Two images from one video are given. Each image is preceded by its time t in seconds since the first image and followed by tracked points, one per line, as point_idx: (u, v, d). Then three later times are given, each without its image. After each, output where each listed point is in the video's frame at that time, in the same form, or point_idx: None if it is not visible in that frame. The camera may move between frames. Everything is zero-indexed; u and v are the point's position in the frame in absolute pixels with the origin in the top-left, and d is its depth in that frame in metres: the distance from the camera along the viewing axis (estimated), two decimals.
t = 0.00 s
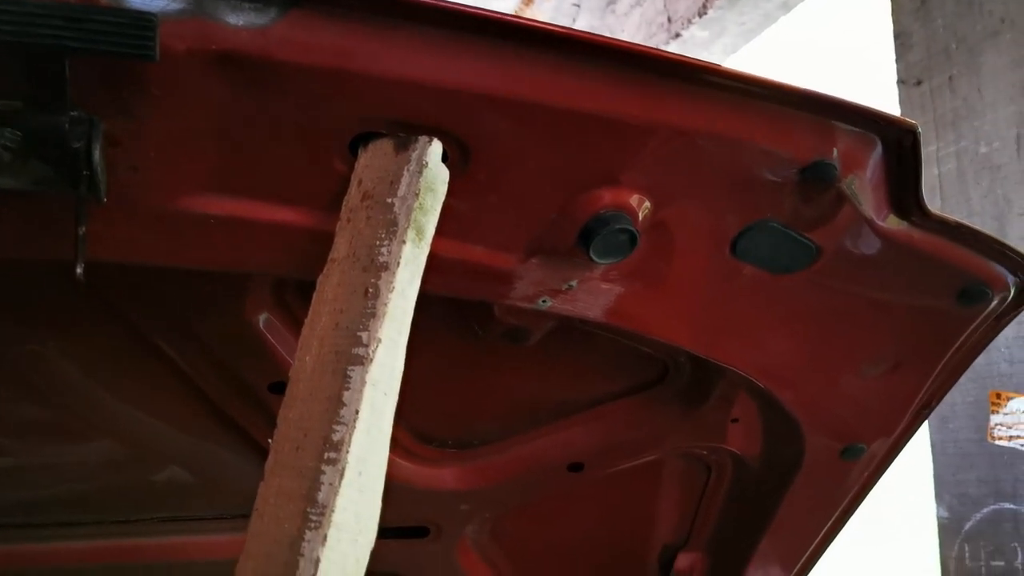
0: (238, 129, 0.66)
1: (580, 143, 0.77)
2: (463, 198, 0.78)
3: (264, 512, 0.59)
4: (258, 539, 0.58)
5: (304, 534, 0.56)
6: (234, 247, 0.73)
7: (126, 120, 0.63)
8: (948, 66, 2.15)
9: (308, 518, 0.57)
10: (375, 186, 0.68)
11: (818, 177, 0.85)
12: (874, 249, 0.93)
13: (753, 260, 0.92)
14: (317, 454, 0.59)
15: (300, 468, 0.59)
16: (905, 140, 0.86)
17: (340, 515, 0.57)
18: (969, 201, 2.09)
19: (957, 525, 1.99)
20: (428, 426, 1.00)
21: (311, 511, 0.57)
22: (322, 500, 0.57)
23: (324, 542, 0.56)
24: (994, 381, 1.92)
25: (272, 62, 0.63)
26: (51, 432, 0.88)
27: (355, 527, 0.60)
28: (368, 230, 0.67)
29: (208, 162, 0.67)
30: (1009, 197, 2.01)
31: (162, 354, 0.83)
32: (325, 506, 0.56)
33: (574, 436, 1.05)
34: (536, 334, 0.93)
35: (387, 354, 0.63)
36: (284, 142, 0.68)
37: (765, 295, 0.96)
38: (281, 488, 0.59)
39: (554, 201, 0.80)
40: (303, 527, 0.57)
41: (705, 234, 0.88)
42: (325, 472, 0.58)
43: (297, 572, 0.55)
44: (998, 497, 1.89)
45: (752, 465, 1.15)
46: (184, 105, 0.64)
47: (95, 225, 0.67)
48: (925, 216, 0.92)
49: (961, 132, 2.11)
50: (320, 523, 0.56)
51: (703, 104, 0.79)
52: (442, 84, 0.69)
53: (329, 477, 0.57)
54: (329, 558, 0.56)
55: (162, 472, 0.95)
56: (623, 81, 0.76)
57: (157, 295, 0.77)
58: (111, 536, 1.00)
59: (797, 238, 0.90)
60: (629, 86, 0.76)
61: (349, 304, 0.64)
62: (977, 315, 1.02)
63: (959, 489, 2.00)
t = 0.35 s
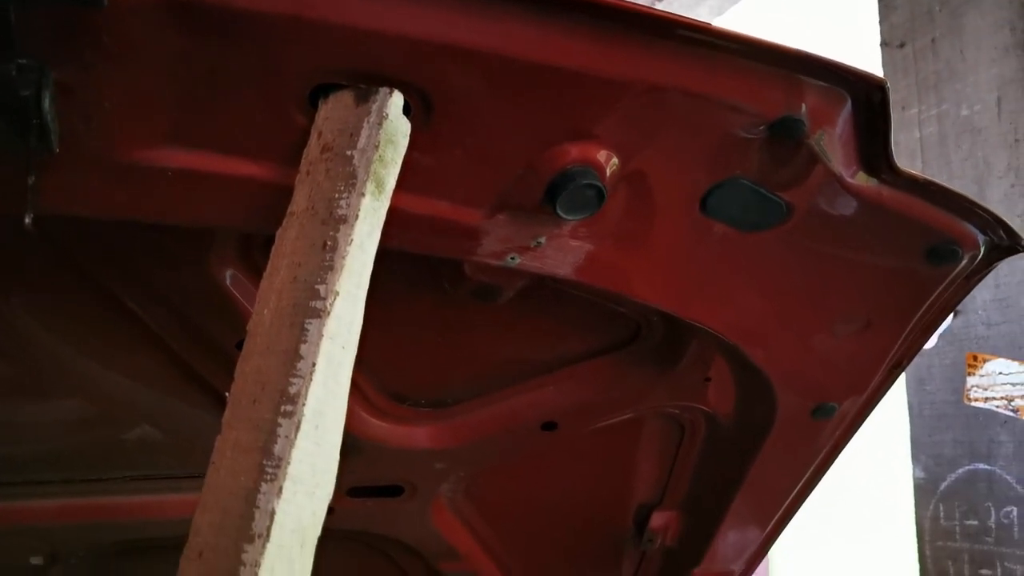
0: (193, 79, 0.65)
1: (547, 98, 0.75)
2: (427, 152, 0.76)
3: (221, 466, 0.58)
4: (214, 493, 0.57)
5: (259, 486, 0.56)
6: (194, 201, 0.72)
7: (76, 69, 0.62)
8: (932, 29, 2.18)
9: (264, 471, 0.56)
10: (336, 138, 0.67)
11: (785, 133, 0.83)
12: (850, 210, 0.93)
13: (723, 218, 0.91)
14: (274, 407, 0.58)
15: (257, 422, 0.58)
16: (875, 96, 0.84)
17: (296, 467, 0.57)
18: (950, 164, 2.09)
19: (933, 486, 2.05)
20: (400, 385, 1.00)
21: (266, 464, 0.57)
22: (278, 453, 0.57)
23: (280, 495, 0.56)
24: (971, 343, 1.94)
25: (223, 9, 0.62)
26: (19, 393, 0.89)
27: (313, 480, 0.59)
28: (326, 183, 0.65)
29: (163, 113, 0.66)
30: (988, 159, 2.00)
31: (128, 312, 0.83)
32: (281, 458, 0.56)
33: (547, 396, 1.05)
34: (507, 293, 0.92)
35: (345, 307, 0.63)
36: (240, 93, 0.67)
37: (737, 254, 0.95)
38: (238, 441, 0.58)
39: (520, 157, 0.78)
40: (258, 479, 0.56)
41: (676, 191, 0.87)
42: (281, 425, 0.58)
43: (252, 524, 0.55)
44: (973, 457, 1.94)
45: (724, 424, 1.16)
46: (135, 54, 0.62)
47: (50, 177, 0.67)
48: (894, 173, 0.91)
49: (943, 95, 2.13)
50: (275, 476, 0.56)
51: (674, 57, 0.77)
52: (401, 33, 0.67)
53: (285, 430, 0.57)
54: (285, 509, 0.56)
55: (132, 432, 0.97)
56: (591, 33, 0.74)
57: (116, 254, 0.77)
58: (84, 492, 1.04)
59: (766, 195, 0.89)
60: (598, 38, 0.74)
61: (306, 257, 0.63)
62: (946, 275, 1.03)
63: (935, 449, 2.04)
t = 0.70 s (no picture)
0: (167, 27, 0.64)
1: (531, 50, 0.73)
2: (408, 105, 0.74)
3: (194, 413, 0.58)
4: (186, 440, 0.57)
5: (232, 433, 0.56)
6: (171, 150, 0.72)
7: (48, 14, 0.61)
8: None
9: (236, 418, 0.56)
10: (313, 87, 0.65)
11: (771, 89, 0.81)
12: (841, 169, 0.92)
13: (706, 175, 0.89)
14: (247, 356, 0.58)
15: (230, 370, 0.58)
16: (861, 52, 0.83)
17: (269, 415, 0.57)
18: (944, 130, 2.04)
19: (919, 451, 2.01)
20: (385, 342, 1.00)
21: (239, 411, 0.56)
22: (251, 400, 0.57)
23: (253, 441, 0.56)
24: (960, 310, 1.91)
25: None
26: None
27: (285, 428, 0.59)
28: (303, 132, 0.64)
29: (138, 61, 0.65)
30: (983, 126, 1.93)
31: (105, 262, 0.83)
32: (254, 405, 0.56)
33: (533, 355, 1.05)
34: (491, 251, 0.92)
35: (320, 257, 0.62)
36: (216, 41, 0.65)
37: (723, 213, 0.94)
38: (211, 389, 0.58)
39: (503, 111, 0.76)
40: (232, 426, 0.56)
41: (663, 149, 0.85)
42: (254, 373, 0.57)
43: (225, 470, 0.55)
44: (959, 423, 1.90)
45: (709, 386, 1.15)
46: None
47: (27, 124, 0.67)
48: (880, 132, 0.90)
49: (939, 61, 2.07)
50: (248, 423, 0.56)
51: (664, 9, 0.74)
52: None
53: (258, 378, 0.57)
54: (258, 458, 0.56)
55: (116, 386, 0.96)
56: None
57: (93, 199, 0.76)
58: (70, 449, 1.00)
59: (751, 152, 0.87)
60: None
61: (282, 206, 0.62)
62: (932, 237, 1.02)
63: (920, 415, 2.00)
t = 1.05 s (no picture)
0: None
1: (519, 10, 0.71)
2: (395, 66, 0.73)
3: (181, 373, 0.57)
4: (174, 400, 0.56)
5: (217, 392, 0.54)
6: (157, 111, 0.71)
7: None
8: None
9: (221, 377, 0.55)
10: (298, 45, 0.62)
11: (763, 50, 0.79)
12: (838, 135, 0.91)
13: (698, 139, 0.88)
14: (232, 314, 0.56)
15: (215, 329, 0.57)
16: (856, 13, 0.82)
17: (253, 374, 0.55)
18: (945, 100, 2.02)
19: (915, 422, 2.02)
20: (378, 309, 1.00)
21: (223, 370, 0.55)
22: (236, 359, 0.55)
23: (237, 401, 0.54)
24: (958, 281, 1.91)
25: None
26: None
27: (270, 387, 0.57)
28: (288, 90, 0.61)
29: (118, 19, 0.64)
30: (983, 95, 1.90)
31: (90, 221, 0.83)
32: (238, 364, 0.54)
33: (528, 323, 1.05)
34: (483, 217, 0.92)
35: (307, 217, 0.60)
36: None
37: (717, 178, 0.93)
38: (196, 349, 0.57)
39: (491, 72, 0.75)
40: (216, 386, 0.55)
41: (655, 112, 0.84)
42: (239, 332, 0.56)
43: (209, 429, 0.53)
44: (955, 393, 1.90)
45: (703, 353, 1.15)
46: None
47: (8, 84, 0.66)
48: (874, 95, 0.88)
49: (940, 29, 2.04)
50: (233, 382, 0.54)
51: None
52: None
53: (242, 336, 0.55)
54: (243, 417, 0.54)
55: (109, 351, 0.96)
56: None
57: (80, 160, 0.76)
58: (64, 414, 1.01)
59: (743, 115, 0.86)
60: None
61: (267, 166, 0.60)
62: (927, 203, 1.02)
63: (916, 385, 2.01)
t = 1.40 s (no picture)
0: None
1: None
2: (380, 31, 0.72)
3: (164, 336, 0.56)
4: (158, 366, 0.55)
5: (200, 357, 0.53)
6: (140, 78, 0.69)
7: None
8: None
9: (204, 342, 0.53)
10: (281, 10, 0.61)
11: (754, 16, 0.79)
12: (832, 105, 0.90)
13: (690, 107, 0.87)
14: (216, 279, 0.55)
15: (199, 294, 0.55)
16: None
17: (238, 340, 0.54)
18: (944, 73, 2.00)
19: (910, 395, 2.02)
20: (369, 281, 1.00)
21: (207, 335, 0.53)
22: (219, 324, 0.54)
23: (221, 365, 0.53)
24: (955, 255, 1.90)
25: None
26: None
27: (254, 351, 0.55)
28: (272, 56, 0.60)
29: None
30: (982, 68, 1.88)
31: (79, 192, 0.83)
32: (221, 329, 0.53)
33: (519, 294, 1.04)
34: (474, 186, 0.91)
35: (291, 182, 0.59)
36: None
37: (709, 146, 0.92)
38: (180, 314, 0.55)
39: (478, 38, 0.74)
40: (200, 350, 0.53)
41: (645, 79, 0.83)
42: (222, 297, 0.54)
43: (193, 393, 0.52)
44: (951, 366, 1.90)
45: (695, 324, 1.14)
46: None
47: None
48: (866, 63, 0.87)
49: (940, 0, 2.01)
50: (215, 346, 0.53)
51: None
52: None
53: (226, 301, 0.54)
54: (226, 383, 0.53)
55: (102, 322, 0.96)
56: None
57: (65, 127, 0.76)
58: (59, 386, 1.01)
59: (735, 83, 0.85)
60: None
61: (250, 131, 0.59)
62: (918, 173, 1.01)
63: (912, 359, 2.01)
